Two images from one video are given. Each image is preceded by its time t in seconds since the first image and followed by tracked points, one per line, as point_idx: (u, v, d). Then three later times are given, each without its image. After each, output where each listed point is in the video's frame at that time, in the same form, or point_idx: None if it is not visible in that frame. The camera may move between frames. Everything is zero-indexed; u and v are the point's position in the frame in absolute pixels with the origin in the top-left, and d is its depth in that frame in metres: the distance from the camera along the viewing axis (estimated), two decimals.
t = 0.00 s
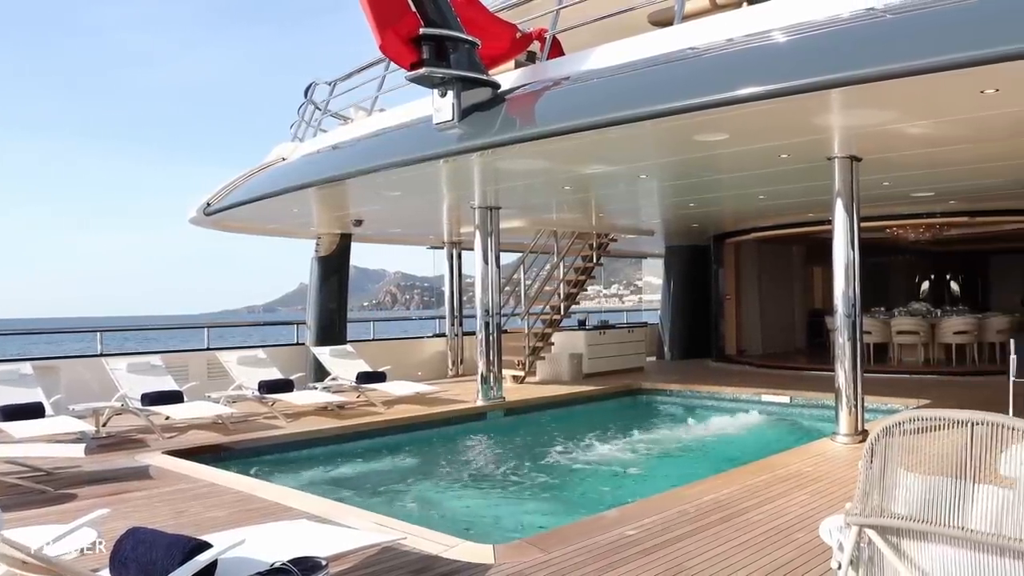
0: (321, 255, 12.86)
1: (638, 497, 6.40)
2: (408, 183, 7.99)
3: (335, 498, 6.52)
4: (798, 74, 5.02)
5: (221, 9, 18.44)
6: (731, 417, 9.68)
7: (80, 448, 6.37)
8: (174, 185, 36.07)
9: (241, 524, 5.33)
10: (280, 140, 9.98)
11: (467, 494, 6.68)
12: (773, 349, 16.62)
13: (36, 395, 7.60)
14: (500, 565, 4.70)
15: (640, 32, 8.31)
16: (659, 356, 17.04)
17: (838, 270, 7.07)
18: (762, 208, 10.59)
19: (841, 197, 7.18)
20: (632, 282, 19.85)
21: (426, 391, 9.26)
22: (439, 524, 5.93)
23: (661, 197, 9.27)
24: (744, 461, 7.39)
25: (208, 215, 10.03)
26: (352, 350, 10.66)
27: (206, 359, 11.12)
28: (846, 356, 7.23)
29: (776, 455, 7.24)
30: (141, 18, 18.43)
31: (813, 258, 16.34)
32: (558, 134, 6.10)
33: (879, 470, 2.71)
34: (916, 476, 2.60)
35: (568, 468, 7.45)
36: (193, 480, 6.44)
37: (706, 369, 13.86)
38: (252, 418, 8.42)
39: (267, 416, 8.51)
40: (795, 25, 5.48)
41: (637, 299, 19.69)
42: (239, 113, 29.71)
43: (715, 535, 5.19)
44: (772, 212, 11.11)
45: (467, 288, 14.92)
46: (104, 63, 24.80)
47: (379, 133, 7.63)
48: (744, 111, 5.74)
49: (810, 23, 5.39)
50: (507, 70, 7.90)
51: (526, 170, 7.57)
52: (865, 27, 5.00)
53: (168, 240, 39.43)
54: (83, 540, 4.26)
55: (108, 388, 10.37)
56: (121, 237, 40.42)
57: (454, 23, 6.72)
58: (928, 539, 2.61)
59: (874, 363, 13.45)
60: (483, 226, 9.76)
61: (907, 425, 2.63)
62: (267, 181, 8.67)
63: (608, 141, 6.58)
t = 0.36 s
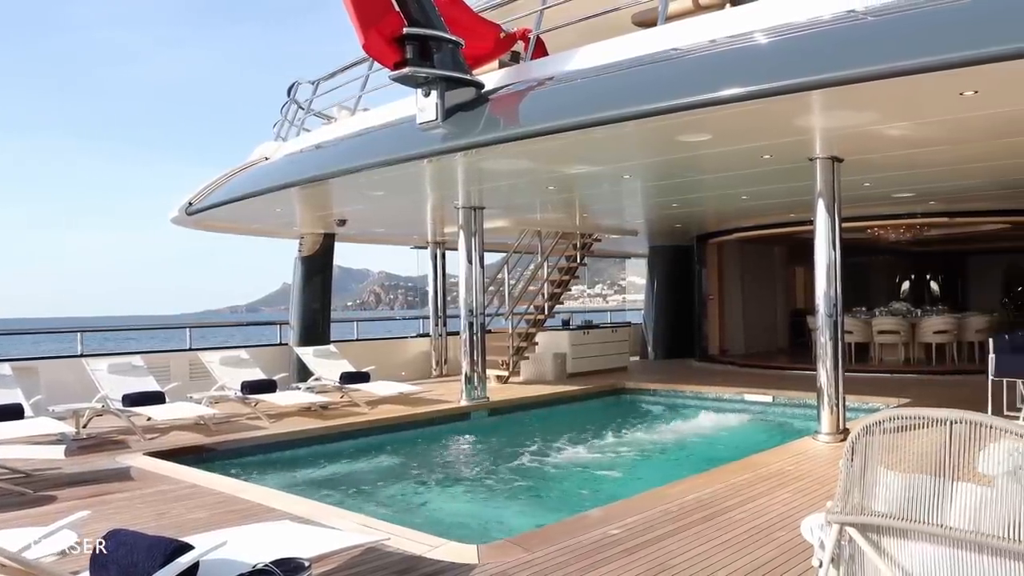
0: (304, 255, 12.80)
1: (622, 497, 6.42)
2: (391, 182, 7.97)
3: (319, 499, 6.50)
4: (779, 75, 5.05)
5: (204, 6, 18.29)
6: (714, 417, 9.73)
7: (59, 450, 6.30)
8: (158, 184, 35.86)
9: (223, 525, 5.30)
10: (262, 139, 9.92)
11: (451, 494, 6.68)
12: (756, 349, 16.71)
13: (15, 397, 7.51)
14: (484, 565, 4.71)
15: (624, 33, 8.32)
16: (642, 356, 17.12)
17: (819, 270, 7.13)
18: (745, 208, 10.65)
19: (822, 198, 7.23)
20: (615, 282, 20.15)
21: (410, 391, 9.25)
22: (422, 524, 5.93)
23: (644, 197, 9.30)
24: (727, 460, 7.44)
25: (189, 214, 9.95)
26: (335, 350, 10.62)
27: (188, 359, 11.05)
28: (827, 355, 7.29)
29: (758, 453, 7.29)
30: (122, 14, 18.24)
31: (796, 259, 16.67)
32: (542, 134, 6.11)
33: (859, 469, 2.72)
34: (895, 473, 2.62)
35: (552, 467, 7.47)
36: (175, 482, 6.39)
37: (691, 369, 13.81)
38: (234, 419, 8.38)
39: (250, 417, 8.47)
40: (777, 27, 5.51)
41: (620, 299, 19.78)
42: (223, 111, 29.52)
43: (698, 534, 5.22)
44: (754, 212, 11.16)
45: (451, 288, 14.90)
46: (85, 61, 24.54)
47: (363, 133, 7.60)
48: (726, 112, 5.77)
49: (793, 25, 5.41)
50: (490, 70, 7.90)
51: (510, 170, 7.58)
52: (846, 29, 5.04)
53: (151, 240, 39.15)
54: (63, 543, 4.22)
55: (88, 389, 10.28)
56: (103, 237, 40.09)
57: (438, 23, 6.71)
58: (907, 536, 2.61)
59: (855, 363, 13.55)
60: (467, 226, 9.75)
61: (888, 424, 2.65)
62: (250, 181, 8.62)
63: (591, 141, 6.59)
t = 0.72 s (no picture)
0: (286, 255, 12.74)
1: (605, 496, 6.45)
2: (374, 182, 7.95)
3: (302, 500, 6.48)
4: (760, 78, 5.07)
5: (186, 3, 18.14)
6: (697, 416, 9.79)
7: (37, 452, 6.23)
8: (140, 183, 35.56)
9: (203, 527, 5.26)
10: (243, 138, 9.86)
11: (434, 494, 6.67)
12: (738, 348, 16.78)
13: None
14: (467, 565, 4.71)
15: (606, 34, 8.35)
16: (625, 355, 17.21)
17: (800, 270, 7.18)
18: (728, 209, 10.72)
19: (803, 198, 7.28)
20: (599, 282, 20.22)
21: (393, 391, 9.24)
22: (405, 525, 5.93)
23: (627, 197, 9.33)
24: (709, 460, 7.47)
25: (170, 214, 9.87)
26: (318, 351, 10.57)
27: (169, 359, 10.97)
28: (808, 354, 7.34)
29: (739, 452, 7.34)
30: (103, 11, 18.06)
31: (777, 259, 16.98)
32: (525, 135, 6.11)
33: (840, 468, 2.71)
34: (875, 472, 2.61)
35: (536, 467, 7.47)
36: (155, 483, 6.34)
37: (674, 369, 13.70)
38: (216, 420, 8.33)
39: (231, 418, 8.42)
40: (760, 28, 5.53)
41: (604, 299, 19.89)
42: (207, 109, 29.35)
43: (680, 533, 5.25)
44: (735, 212, 11.23)
45: (434, 288, 14.87)
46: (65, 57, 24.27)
47: (345, 132, 7.58)
48: (709, 112, 5.79)
49: (775, 26, 5.44)
50: (473, 70, 7.91)
51: (493, 170, 7.58)
52: (827, 31, 5.07)
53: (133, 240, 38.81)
54: (41, 545, 4.17)
55: (67, 390, 10.19)
56: (84, 236, 39.74)
57: (421, 23, 6.68)
58: (887, 534, 2.59)
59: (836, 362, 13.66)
60: (450, 226, 9.74)
61: (867, 423, 2.65)
62: (231, 180, 8.56)
63: (574, 142, 6.61)
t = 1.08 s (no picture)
0: (268, 255, 12.67)
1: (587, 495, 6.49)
2: (355, 182, 7.92)
3: (284, 501, 6.46)
4: (740, 79, 5.10)
5: None
6: (679, 415, 9.84)
7: (15, 455, 6.16)
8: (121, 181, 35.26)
9: (184, 528, 5.23)
10: (225, 137, 9.82)
11: (416, 495, 6.66)
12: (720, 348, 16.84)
13: None
14: (450, 565, 4.71)
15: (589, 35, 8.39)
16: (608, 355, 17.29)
17: (782, 270, 7.22)
18: (709, 210, 10.78)
19: (784, 199, 7.33)
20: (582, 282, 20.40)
21: (376, 392, 9.22)
22: (388, 525, 5.92)
23: (609, 198, 9.36)
24: (691, 459, 7.51)
25: (150, 213, 9.79)
26: (299, 351, 10.52)
27: (149, 360, 10.90)
28: (789, 353, 7.38)
29: (721, 452, 7.37)
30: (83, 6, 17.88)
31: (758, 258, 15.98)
32: (507, 135, 6.12)
33: (817, 468, 2.66)
34: (854, 470, 2.56)
35: (520, 468, 7.48)
36: (135, 485, 6.29)
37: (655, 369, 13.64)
38: (196, 422, 8.27)
39: (212, 419, 8.37)
40: (741, 30, 5.56)
41: (586, 299, 19.98)
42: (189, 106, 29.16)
43: (662, 532, 5.28)
44: (717, 213, 11.31)
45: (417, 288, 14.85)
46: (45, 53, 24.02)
47: (327, 132, 7.55)
48: (690, 113, 5.81)
49: (756, 28, 5.47)
50: (456, 70, 7.92)
51: (476, 170, 7.57)
52: (807, 32, 5.11)
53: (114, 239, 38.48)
54: (19, 548, 4.13)
55: (46, 392, 10.10)
56: (67, 235, 39.46)
57: (403, 22, 6.66)
58: (866, 532, 2.53)
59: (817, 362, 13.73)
60: (433, 226, 9.72)
61: (845, 422, 2.60)
62: (212, 179, 8.51)
63: (557, 142, 6.62)
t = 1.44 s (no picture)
0: (252, 255, 12.59)
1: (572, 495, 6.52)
2: (340, 182, 7.90)
3: (270, 503, 6.42)
4: (725, 79, 5.11)
5: None
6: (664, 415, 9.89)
7: None
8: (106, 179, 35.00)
9: (169, 530, 5.19)
10: (209, 136, 9.78)
11: (404, 495, 6.65)
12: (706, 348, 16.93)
13: None
14: (437, 566, 4.71)
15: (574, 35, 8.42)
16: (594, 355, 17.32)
17: (765, 269, 7.27)
18: (693, 210, 10.83)
19: (768, 199, 7.38)
20: (568, 282, 20.67)
21: (361, 392, 9.21)
22: (374, 526, 5.91)
23: (594, 198, 9.40)
24: (675, 459, 7.55)
25: (133, 213, 9.72)
26: (284, 351, 10.48)
27: (132, 361, 10.83)
28: (773, 352, 7.43)
29: (705, 451, 7.41)
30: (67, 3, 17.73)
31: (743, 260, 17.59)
32: (493, 135, 6.12)
33: (801, 464, 2.58)
34: (837, 468, 2.50)
35: (505, 468, 7.48)
36: (119, 487, 6.24)
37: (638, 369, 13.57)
38: (180, 423, 8.22)
39: (196, 420, 8.32)
40: (727, 30, 5.58)
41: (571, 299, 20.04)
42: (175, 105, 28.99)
43: (649, 530, 5.30)
44: (701, 213, 11.36)
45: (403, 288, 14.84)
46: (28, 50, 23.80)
47: (311, 132, 7.52)
48: (674, 114, 5.84)
49: (741, 29, 5.50)
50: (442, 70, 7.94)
51: (461, 171, 7.58)
52: (790, 33, 5.14)
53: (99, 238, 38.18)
54: None
55: (27, 394, 10.01)
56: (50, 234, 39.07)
57: (389, 22, 6.66)
58: (847, 530, 2.48)
59: (801, 362, 13.81)
60: (418, 226, 9.73)
61: (828, 421, 2.49)
62: (196, 179, 8.46)
63: (543, 142, 6.64)
